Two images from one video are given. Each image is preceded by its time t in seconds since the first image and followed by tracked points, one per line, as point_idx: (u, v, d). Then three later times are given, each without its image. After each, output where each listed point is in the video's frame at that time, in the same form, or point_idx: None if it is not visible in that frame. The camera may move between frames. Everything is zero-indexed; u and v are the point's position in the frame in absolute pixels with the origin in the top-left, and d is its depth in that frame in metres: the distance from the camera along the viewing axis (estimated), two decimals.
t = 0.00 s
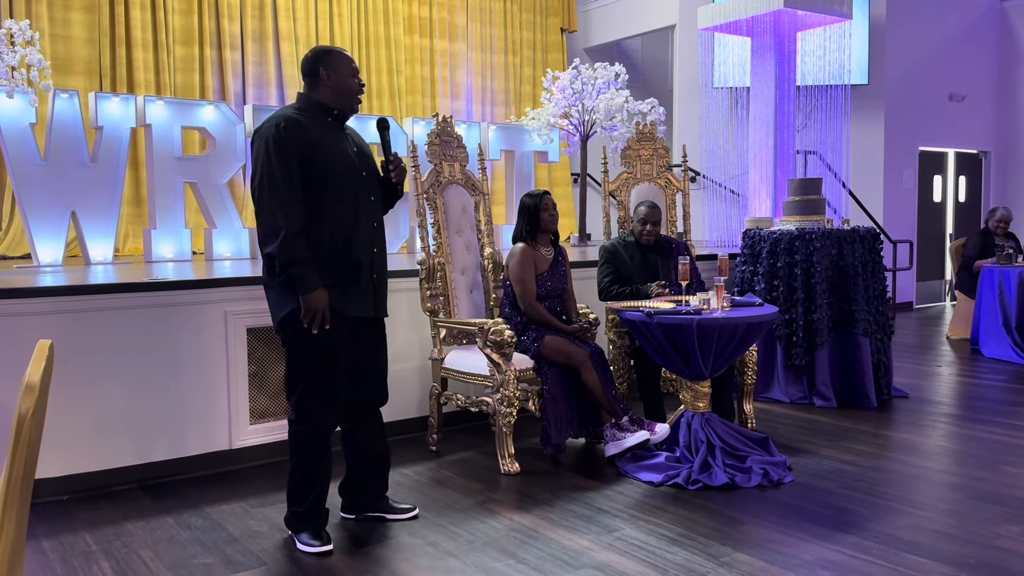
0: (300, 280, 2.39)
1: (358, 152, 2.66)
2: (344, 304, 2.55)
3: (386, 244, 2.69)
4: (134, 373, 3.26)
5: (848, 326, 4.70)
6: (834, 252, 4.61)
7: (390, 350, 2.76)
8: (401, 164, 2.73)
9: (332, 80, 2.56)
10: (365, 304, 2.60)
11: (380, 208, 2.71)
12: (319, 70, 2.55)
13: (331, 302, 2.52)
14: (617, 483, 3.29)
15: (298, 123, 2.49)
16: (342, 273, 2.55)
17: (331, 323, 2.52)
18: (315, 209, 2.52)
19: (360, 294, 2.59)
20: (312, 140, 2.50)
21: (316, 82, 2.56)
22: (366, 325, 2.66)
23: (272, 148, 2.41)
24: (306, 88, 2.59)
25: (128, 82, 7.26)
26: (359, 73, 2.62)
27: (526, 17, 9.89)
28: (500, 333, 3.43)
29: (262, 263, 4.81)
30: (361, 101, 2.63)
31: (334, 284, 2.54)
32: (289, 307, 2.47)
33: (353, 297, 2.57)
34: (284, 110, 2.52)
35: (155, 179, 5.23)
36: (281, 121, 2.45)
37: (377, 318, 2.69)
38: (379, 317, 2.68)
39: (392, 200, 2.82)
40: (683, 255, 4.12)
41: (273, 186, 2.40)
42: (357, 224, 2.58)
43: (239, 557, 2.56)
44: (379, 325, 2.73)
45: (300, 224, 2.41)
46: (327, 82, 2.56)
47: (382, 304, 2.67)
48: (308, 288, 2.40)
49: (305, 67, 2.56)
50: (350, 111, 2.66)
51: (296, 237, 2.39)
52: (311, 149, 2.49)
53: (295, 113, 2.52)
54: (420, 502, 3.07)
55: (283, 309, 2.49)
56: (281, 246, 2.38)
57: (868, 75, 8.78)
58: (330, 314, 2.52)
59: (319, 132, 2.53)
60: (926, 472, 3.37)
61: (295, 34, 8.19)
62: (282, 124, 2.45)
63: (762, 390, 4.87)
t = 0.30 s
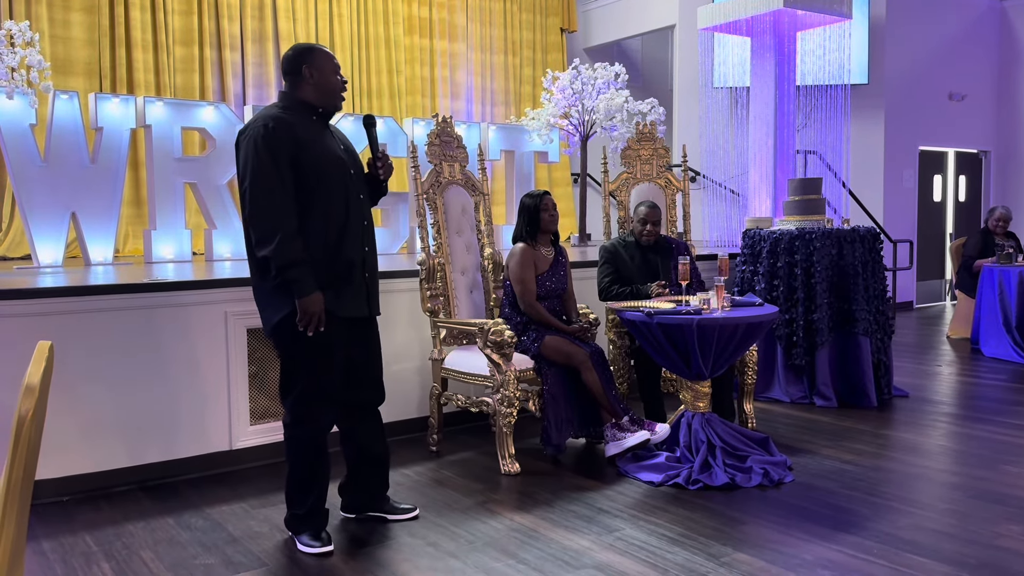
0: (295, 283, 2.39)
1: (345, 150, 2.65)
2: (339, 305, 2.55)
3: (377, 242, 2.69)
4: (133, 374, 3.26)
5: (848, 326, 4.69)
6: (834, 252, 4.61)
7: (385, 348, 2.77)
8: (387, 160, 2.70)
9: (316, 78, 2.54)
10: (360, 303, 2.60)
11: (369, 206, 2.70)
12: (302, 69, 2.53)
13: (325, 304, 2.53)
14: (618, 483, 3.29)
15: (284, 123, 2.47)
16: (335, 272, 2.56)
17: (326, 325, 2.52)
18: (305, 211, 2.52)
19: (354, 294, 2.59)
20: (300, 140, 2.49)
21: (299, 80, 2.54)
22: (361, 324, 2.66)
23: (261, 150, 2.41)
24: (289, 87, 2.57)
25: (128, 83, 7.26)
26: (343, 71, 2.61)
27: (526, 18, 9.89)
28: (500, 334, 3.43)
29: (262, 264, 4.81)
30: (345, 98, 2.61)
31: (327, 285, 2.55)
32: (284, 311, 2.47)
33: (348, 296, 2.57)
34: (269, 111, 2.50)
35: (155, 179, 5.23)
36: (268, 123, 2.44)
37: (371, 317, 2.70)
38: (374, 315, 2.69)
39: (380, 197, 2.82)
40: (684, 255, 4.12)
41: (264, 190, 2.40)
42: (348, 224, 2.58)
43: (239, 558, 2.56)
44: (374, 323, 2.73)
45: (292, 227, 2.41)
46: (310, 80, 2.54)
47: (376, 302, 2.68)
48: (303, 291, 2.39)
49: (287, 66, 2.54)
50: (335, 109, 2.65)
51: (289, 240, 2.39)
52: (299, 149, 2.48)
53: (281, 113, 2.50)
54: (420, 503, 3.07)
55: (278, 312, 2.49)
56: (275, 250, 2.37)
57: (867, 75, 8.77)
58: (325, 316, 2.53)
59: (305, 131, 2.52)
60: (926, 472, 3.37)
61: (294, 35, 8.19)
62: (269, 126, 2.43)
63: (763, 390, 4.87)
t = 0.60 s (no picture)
0: (283, 291, 2.38)
1: (337, 150, 2.62)
2: (332, 307, 2.54)
3: (371, 242, 2.66)
4: (132, 376, 3.25)
5: (848, 325, 4.69)
6: (834, 252, 4.61)
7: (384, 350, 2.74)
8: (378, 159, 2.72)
9: (302, 81, 2.51)
10: (354, 306, 2.58)
11: (363, 205, 2.68)
12: (288, 72, 2.50)
13: (318, 307, 2.52)
14: (618, 483, 3.29)
15: (270, 129, 2.45)
16: (328, 276, 2.54)
17: (320, 328, 2.51)
18: (293, 216, 2.50)
19: (349, 296, 2.58)
20: (285, 145, 2.47)
21: (286, 84, 2.52)
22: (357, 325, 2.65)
23: (242, 158, 2.39)
24: (277, 90, 2.55)
25: (128, 84, 7.26)
26: (331, 72, 2.57)
27: (525, 18, 9.89)
28: (500, 334, 3.43)
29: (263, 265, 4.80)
30: (334, 101, 2.59)
31: (320, 288, 2.54)
32: (276, 316, 2.46)
33: (341, 300, 2.56)
34: (254, 117, 2.48)
35: (155, 180, 5.24)
36: (251, 131, 2.42)
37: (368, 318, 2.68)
38: (370, 316, 2.67)
39: (375, 195, 2.79)
40: (683, 256, 4.12)
41: (248, 198, 2.38)
42: (339, 226, 2.55)
43: (239, 559, 2.56)
44: (372, 323, 2.71)
45: (277, 235, 2.40)
46: (297, 84, 2.52)
47: (372, 303, 2.66)
48: (293, 298, 2.39)
49: (273, 68, 2.51)
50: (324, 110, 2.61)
51: (274, 248, 2.38)
52: (286, 155, 2.47)
53: (266, 119, 2.48)
54: (420, 504, 3.07)
55: (271, 318, 2.49)
56: (259, 258, 2.37)
57: (867, 74, 8.74)
58: (319, 319, 2.52)
59: (292, 136, 2.50)
60: (926, 472, 3.37)
61: (293, 36, 8.19)
62: (252, 133, 2.42)
63: (762, 390, 4.87)
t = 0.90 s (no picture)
0: (271, 293, 2.39)
1: (337, 151, 2.59)
2: (326, 310, 2.51)
3: (371, 244, 2.62)
4: (130, 377, 3.25)
5: (846, 326, 4.70)
6: (832, 252, 4.62)
7: (386, 352, 2.69)
8: (376, 156, 2.60)
9: (300, 83, 2.50)
10: (350, 308, 2.54)
11: (364, 207, 2.63)
12: (287, 74, 2.50)
13: (312, 309, 2.49)
14: (617, 484, 3.29)
15: (264, 132, 2.45)
16: (322, 279, 2.51)
17: (314, 331, 2.49)
18: (287, 218, 2.49)
19: (344, 298, 2.54)
20: (279, 148, 2.46)
21: (286, 85, 2.51)
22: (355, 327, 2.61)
23: (233, 163, 2.40)
24: (278, 92, 2.55)
25: (126, 85, 7.26)
26: (332, 74, 2.55)
27: (523, 19, 9.90)
28: (498, 335, 3.43)
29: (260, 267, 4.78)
30: (335, 102, 2.56)
31: (314, 291, 2.51)
32: (270, 317, 2.47)
33: (336, 303, 2.52)
34: (252, 120, 2.48)
35: (153, 182, 5.25)
36: (245, 134, 2.42)
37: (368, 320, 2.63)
38: (369, 319, 2.62)
39: (382, 194, 2.74)
40: (681, 257, 4.12)
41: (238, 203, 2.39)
42: (334, 229, 2.52)
43: (238, 560, 2.56)
44: (374, 326, 2.66)
45: (265, 238, 2.39)
46: (296, 86, 2.51)
47: (371, 305, 2.61)
48: (281, 300, 2.39)
49: (275, 70, 2.51)
50: (325, 111, 2.59)
51: (262, 251, 2.38)
52: (280, 157, 2.45)
53: (263, 122, 2.48)
54: (419, 505, 3.07)
55: (267, 319, 2.50)
56: (247, 262, 2.37)
57: (865, 74, 8.72)
58: (313, 321, 2.49)
59: (288, 138, 2.48)
60: (925, 471, 3.37)
61: (292, 37, 8.20)
62: (245, 137, 2.42)
63: (761, 390, 4.87)
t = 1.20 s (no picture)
0: (277, 292, 2.37)
1: (355, 153, 2.56)
2: (333, 312, 2.47)
3: (384, 248, 2.58)
4: (127, 379, 3.25)
5: (843, 326, 4.71)
6: (829, 253, 4.62)
7: (396, 357, 2.65)
8: (393, 161, 2.56)
9: (321, 85, 2.50)
10: (358, 311, 2.51)
11: (379, 211, 2.59)
12: (311, 75, 2.50)
13: (319, 311, 2.47)
14: (615, 485, 3.29)
15: (282, 132, 2.44)
16: (331, 280, 2.48)
17: (321, 333, 2.47)
18: (299, 218, 2.47)
19: (352, 301, 2.50)
20: (294, 148, 2.44)
21: (311, 86, 2.51)
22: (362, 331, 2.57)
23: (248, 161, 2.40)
24: (303, 93, 2.55)
25: (123, 86, 7.25)
26: (357, 78, 2.54)
27: (520, 20, 9.90)
28: (496, 336, 3.42)
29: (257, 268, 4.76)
30: (358, 105, 2.56)
31: (321, 292, 2.48)
32: (280, 317, 2.46)
33: (344, 305, 2.49)
34: (273, 120, 2.49)
35: (150, 183, 5.24)
36: (262, 133, 2.42)
37: (377, 325, 2.59)
38: (379, 324, 2.58)
39: (400, 198, 2.70)
40: (678, 257, 4.13)
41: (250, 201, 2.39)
42: (344, 231, 2.49)
43: (235, 562, 2.56)
44: (385, 332, 2.62)
45: (275, 236, 2.37)
46: (320, 87, 2.50)
47: (380, 309, 2.57)
48: (288, 299, 2.38)
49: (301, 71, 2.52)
50: (347, 114, 2.57)
51: (271, 249, 2.36)
52: (295, 157, 2.44)
53: (283, 122, 2.48)
54: (416, 506, 3.07)
55: (278, 318, 2.49)
56: (256, 259, 2.36)
57: (862, 75, 8.76)
58: (320, 323, 2.47)
59: (305, 138, 2.48)
60: (922, 471, 3.38)
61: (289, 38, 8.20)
62: (262, 136, 2.42)
63: (758, 390, 4.88)
